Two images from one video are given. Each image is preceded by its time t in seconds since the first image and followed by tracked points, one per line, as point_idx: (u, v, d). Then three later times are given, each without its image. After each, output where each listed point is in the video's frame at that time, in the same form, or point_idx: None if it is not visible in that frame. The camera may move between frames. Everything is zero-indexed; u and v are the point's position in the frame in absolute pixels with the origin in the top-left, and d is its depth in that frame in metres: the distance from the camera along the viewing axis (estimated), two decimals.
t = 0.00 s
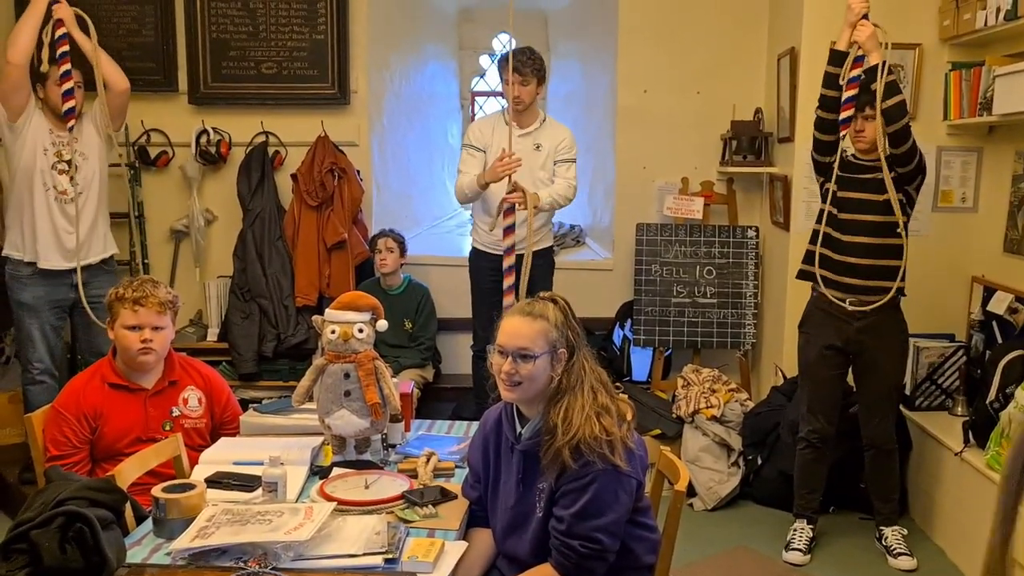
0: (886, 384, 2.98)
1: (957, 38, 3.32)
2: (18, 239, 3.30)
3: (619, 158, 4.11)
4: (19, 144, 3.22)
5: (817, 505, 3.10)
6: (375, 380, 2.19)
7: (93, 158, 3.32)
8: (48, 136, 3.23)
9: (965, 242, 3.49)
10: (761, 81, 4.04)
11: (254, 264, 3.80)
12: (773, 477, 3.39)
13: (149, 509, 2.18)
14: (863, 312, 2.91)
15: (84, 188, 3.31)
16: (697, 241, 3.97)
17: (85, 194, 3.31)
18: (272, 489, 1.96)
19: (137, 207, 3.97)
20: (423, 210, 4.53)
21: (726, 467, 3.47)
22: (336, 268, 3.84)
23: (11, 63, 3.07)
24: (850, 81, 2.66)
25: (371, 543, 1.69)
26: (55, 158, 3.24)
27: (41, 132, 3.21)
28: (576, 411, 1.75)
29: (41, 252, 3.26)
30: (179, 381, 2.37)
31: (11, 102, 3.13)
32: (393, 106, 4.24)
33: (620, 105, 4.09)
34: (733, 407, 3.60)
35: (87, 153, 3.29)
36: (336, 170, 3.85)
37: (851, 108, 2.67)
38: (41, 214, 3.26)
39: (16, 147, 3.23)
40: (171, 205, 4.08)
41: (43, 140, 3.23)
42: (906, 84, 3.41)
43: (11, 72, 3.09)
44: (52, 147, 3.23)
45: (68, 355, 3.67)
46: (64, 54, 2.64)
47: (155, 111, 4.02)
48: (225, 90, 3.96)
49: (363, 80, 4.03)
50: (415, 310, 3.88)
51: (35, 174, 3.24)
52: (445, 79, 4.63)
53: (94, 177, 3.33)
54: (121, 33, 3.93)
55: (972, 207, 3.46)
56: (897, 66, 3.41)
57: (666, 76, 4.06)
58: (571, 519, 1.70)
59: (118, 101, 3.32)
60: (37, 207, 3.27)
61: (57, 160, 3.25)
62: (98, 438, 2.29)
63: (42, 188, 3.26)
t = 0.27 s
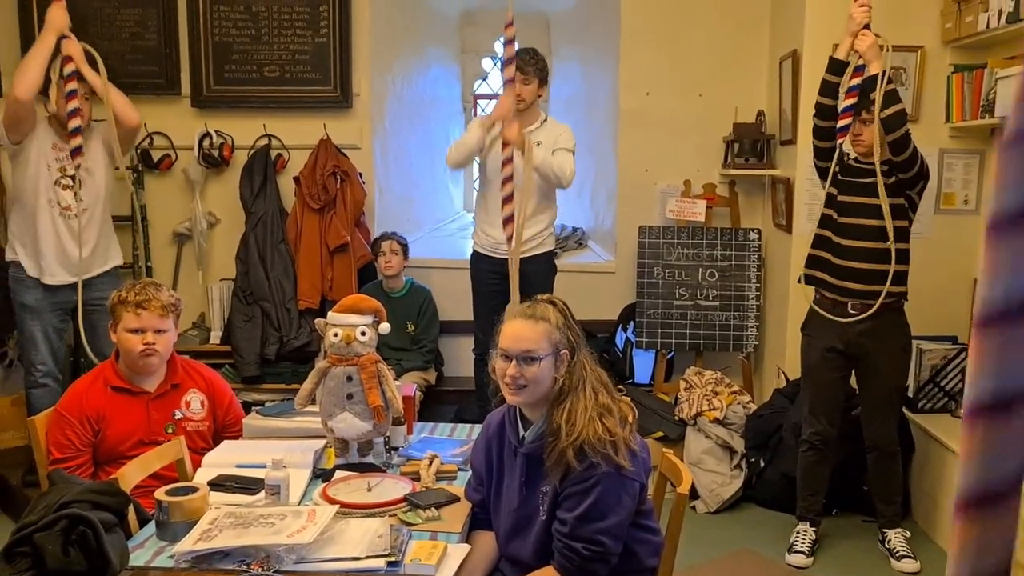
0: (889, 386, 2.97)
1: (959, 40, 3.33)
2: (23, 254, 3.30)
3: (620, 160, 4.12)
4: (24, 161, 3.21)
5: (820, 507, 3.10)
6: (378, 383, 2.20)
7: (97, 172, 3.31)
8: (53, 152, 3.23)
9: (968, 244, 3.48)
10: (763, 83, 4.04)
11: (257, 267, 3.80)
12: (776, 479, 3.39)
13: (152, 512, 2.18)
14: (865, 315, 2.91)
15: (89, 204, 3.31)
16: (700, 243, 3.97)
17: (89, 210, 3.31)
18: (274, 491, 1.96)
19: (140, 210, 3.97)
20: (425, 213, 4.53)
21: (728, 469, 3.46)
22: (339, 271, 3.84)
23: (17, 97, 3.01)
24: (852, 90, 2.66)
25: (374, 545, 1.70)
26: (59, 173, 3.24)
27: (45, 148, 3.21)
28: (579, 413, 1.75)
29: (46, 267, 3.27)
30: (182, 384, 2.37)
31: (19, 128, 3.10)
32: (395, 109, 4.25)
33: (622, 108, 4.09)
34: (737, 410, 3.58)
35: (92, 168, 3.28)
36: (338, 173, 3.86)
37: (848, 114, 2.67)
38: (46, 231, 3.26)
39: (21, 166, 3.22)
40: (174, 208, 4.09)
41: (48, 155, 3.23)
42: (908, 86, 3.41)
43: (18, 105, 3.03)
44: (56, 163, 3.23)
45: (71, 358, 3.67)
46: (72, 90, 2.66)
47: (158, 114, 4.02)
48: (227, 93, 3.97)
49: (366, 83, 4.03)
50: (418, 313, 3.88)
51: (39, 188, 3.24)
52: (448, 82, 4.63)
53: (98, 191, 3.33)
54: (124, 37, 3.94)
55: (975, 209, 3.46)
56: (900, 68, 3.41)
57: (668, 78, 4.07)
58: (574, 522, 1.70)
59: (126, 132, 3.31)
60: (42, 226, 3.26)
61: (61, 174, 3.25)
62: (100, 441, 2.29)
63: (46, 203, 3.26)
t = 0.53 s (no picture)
0: (892, 389, 2.97)
1: (961, 42, 3.32)
2: (30, 273, 3.30)
3: (623, 163, 4.12)
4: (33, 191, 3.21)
5: (823, 510, 3.09)
6: (381, 386, 2.20)
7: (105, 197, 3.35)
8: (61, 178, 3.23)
9: (970, 245, 3.48)
10: (766, 85, 4.04)
11: (259, 269, 3.81)
12: (779, 482, 3.38)
13: (154, 515, 2.18)
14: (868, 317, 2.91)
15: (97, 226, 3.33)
16: (702, 246, 3.97)
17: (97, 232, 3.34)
18: (277, 494, 1.96)
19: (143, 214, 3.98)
20: (428, 215, 4.53)
21: (731, 472, 3.46)
22: (341, 274, 3.84)
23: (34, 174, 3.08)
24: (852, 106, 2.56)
25: (376, 548, 1.70)
26: (68, 198, 3.25)
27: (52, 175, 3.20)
28: (581, 415, 1.75)
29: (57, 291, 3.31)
30: (184, 387, 2.37)
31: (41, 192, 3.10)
32: (398, 112, 4.25)
33: (624, 110, 4.09)
34: (739, 413, 3.58)
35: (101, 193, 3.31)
36: (341, 176, 3.86)
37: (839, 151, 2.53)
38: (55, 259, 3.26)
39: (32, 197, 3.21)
40: (177, 211, 4.09)
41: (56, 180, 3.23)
42: (910, 89, 3.41)
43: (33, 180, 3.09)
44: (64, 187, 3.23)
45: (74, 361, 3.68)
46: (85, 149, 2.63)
47: (161, 118, 4.03)
48: (230, 97, 3.97)
49: (368, 86, 4.04)
50: (421, 315, 3.88)
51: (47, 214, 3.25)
52: (450, 84, 4.63)
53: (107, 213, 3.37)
54: (127, 40, 3.95)
55: (978, 212, 3.46)
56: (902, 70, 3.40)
57: (670, 80, 4.07)
58: (576, 524, 1.70)
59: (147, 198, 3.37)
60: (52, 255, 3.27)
61: (69, 199, 3.26)
62: (103, 444, 2.29)
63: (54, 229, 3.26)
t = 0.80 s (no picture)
0: (895, 391, 2.97)
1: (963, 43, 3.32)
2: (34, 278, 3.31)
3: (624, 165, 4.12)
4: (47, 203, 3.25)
5: (826, 512, 3.09)
6: (383, 389, 2.20)
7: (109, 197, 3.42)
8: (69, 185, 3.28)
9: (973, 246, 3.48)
10: (768, 87, 4.04)
11: (262, 272, 3.81)
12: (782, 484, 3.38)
13: (157, 518, 2.18)
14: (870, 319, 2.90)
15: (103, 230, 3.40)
16: (704, 248, 3.97)
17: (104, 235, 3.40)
18: (280, 497, 1.96)
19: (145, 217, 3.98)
20: (429, 218, 4.53)
21: (734, 474, 3.46)
22: (343, 276, 3.84)
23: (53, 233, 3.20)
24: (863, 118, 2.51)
25: (378, 551, 1.70)
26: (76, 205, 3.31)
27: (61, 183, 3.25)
28: (581, 416, 1.75)
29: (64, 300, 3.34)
30: (186, 390, 2.37)
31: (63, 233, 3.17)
32: (399, 115, 4.25)
33: (625, 112, 4.09)
34: (741, 415, 3.58)
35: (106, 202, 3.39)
36: (343, 178, 3.86)
37: (834, 211, 2.38)
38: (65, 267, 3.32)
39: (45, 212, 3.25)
40: (179, 214, 4.10)
41: (64, 187, 3.27)
42: (912, 91, 3.41)
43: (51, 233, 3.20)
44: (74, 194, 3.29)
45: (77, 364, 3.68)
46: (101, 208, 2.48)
47: (164, 121, 4.03)
48: (232, 100, 3.98)
49: (370, 89, 4.04)
50: (423, 317, 3.88)
51: (57, 222, 3.30)
52: (452, 87, 4.63)
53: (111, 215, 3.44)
54: (129, 43, 3.95)
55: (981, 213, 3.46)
56: (904, 72, 3.40)
57: (672, 83, 4.07)
58: (578, 526, 1.70)
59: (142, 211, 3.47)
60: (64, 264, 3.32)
61: (78, 206, 3.31)
62: (106, 447, 2.29)
63: (64, 236, 3.32)
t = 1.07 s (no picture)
0: (899, 391, 2.96)
1: (967, 43, 3.31)
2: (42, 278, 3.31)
3: (627, 166, 4.12)
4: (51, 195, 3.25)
5: (831, 513, 3.09)
6: (387, 390, 2.21)
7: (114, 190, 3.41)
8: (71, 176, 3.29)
9: (977, 246, 3.47)
10: (771, 88, 4.04)
11: (266, 274, 3.82)
12: (786, 484, 3.38)
13: (161, 519, 2.19)
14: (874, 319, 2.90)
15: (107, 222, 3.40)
16: (707, 248, 3.97)
17: (108, 226, 3.40)
18: (283, 498, 1.97)
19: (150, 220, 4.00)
20: (433, 220, 4.53)
21: (738, 475, 3.45)
22: (347, 278, 3.85)
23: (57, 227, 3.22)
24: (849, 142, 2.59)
25: (382, 552, 1.70)
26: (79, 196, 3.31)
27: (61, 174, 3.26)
28: (576, 411, 1.76)
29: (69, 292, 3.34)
30: (190, 392, 2.38)
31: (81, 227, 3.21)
32: (403, 116, 4.26)
33: (628, 113, 4.10)
34: (746, 415, 3.59)
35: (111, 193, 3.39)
36: (347, 180, 3.87)
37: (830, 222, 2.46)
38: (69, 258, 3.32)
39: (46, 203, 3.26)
40: (184, 216, 4.11)
41: (67, 179, 3.28)
42: (915, 91, 3.40)
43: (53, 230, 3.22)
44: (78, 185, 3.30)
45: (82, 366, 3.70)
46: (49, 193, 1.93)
47: (168, 124, 4.05)
48: (236, 102, 3.99)
49: (374, 91, 4.05)
50: (427, 319, 3.89)
51: (59, 213, 3.29)
52: (455, 89, 4.64)
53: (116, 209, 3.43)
54: (134, 47, 3.97)
55: (984, 213, 3.46)
56: (907, 72, 3.40)
57: (675, 83, 4.07)
58: (580, 523, 1.70)
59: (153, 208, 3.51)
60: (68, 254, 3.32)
61: (81, 197, 3.32)
62: (111, 449, 2.30)
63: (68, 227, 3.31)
